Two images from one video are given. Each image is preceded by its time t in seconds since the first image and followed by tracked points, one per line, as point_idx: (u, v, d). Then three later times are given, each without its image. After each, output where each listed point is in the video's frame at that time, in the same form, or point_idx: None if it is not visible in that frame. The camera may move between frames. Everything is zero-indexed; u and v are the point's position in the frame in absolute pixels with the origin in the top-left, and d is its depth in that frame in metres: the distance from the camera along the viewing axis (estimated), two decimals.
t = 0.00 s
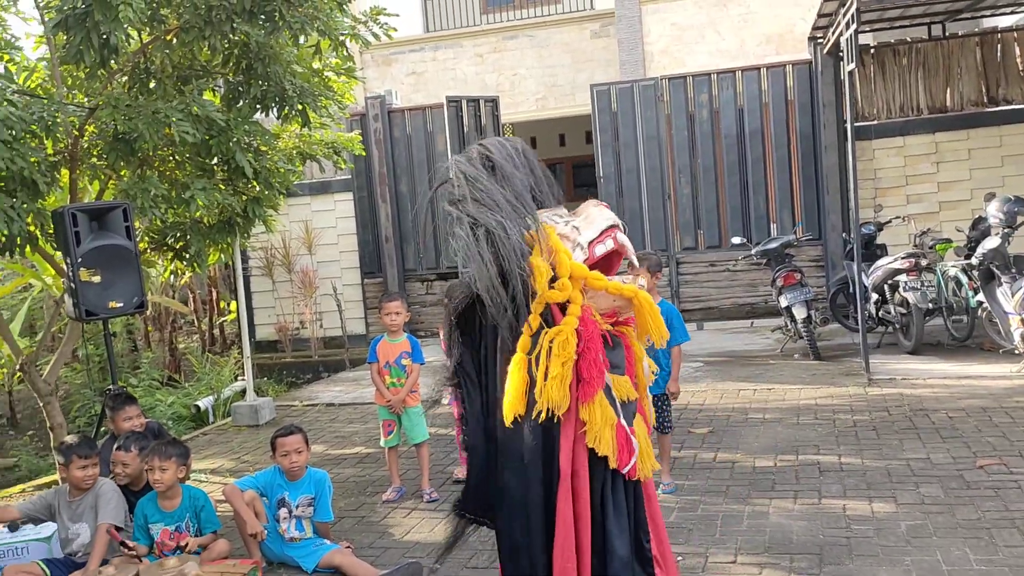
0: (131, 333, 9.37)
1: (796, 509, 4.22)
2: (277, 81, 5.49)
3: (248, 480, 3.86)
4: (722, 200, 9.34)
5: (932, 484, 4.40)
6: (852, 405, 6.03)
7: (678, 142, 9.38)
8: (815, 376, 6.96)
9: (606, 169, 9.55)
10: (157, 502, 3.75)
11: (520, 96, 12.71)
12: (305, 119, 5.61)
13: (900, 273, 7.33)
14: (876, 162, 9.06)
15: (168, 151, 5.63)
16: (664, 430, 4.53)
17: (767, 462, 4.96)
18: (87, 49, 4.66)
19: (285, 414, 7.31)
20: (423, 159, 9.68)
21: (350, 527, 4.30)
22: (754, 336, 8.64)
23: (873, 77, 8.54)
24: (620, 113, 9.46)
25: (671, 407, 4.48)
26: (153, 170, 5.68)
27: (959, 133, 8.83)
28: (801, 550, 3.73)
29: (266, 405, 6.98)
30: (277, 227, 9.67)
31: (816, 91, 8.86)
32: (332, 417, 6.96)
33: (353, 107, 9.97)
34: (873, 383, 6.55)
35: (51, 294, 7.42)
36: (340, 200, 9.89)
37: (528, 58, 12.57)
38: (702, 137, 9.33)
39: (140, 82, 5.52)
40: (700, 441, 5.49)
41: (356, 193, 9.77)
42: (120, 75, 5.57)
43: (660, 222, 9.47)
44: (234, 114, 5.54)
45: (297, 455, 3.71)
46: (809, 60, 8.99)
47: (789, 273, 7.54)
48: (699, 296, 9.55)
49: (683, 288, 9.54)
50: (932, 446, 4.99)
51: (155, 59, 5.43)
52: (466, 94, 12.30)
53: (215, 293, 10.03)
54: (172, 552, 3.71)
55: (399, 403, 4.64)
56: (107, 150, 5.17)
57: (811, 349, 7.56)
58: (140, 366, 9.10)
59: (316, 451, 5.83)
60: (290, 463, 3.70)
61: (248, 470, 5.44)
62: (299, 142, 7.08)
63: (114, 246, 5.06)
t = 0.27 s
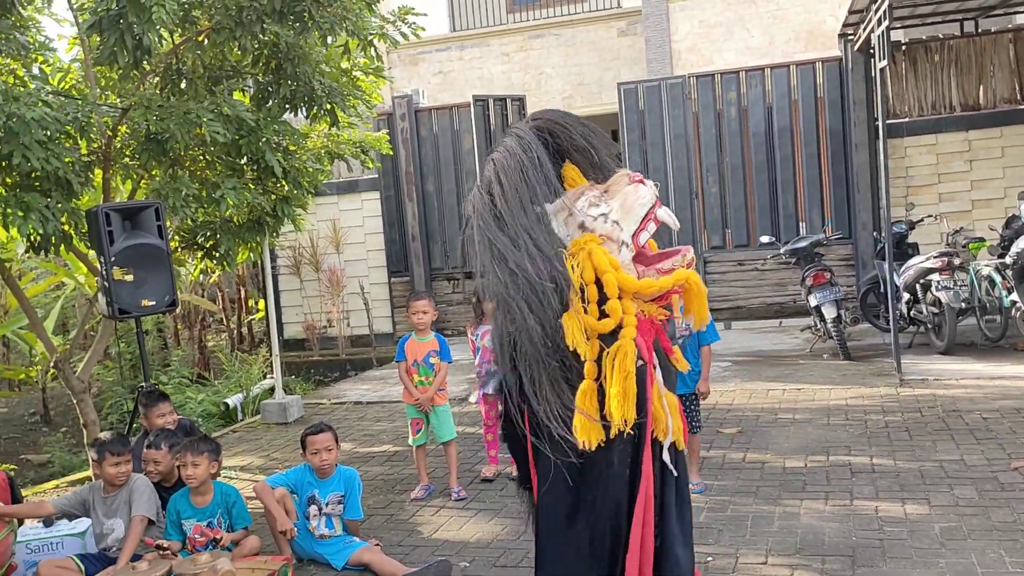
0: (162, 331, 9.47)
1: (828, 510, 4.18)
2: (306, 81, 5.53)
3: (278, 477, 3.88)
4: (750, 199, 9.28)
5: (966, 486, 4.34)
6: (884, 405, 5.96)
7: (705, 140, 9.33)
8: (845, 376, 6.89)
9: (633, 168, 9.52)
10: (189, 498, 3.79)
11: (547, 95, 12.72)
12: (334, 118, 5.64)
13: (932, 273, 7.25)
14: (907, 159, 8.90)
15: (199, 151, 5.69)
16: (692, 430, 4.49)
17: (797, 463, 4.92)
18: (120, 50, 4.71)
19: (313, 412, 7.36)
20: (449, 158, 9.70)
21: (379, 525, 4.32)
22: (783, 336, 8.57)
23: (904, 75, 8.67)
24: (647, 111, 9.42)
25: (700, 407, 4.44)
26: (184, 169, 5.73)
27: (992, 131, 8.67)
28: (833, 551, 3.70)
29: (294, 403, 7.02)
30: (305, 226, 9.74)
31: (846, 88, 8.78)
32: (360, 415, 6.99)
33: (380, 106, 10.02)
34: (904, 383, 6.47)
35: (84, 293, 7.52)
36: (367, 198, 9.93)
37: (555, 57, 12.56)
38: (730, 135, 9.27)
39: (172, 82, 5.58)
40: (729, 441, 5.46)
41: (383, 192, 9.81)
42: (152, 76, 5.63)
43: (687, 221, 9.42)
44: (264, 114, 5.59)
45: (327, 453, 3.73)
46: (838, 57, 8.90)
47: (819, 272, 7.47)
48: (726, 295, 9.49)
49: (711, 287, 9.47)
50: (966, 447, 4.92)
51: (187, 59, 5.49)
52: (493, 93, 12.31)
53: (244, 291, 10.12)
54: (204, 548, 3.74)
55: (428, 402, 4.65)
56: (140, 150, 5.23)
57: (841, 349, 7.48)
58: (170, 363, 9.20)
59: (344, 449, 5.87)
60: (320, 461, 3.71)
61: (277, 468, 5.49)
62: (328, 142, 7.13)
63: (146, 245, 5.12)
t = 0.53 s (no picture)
0: (182, 329, 9.52)
1: (849, 509, 4.14)
2: (325, 79, 5.55)
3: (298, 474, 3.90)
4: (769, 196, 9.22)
5: (989, 486, 4.29)
6: (905, 404, 5.91)
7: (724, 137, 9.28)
8: (866, 374, 6.83)
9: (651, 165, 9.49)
10: (209, 495, 3.81)
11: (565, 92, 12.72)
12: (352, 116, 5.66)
13: (954, 271, 7.14)
14: (929, 157, 8.79)
15: (218, 149, 5.71)
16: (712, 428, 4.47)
17: (817, 462, 4.89)
18: (141, 49, 4.74)
19: (332, 409, 7.38)
20: (467, 156, 9.71)
21: (398, 522, 4.33)
22: (802, 334, 8.51)
23: (926, 71, 8.59)
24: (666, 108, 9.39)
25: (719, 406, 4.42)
26: (205, 167, 5.76)
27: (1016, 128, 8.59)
28: (855, 551, 3.66)
29: (313, 400, 7.05)
30: (323, 224, 9.76)
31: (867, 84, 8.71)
32: (379, 412, 7.01)
33: (398, 104, 10.04)
34: (926, 382, 6.41)
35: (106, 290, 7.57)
36: (385, 196, 9.94)
37: (573, 54, 12.55)
38: (748, 132, 9.22)
39: (193, 81, 5.61)
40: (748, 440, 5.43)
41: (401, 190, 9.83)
42: (173, 75, 5.67)
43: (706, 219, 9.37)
44: (283, 113, 5.61)
45: (346, 451, 3.74)
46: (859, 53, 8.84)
47: (839, 269, 7.41)
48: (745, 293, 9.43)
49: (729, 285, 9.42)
50: (989, 447, 4.87)
51: (206, 58, 5.52)
52: (510, 90, 12.30)
53: (263, 289, 10.17)
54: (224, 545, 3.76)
55: (445, 399, 4.65)
56: (161, 148, 5.26)
57: (862, 347, 7.42)
58: (190, 361, 9.25)
59: (363, 446, 5.88)
60: (340, 458, 3.72)
61: (297, 465, 5.51)
62: (346, 140, 7.15)
63: (167, 243, 5.16)
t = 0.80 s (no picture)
0: (180, 324, 9.51)
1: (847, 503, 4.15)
2: (323, 73, 5.54)
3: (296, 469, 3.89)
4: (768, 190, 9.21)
5: (987, 479, 4.30)
6: (903, 398, 5.91)
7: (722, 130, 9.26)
8: (864, 368, 6.83)
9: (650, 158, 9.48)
10: (208, 490, 3.80)
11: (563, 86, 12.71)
12: (350, 110, 5.64)
13: (953, 264, 7.24)
14: (928, 150, 8.77)
15: (216, 144, 5.70)
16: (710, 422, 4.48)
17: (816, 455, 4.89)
18: (138, 44, 4.72)
19: (330, 404, 7.38)
20: (465, 150, 9.69)
21: (397, 517, 4.32)
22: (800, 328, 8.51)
23: (926, 64, 8.45)
24: (664, 102, 9.38)
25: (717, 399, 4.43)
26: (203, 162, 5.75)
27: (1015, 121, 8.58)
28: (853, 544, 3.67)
29: (312, 395, 7.05)
30: (321, 219, 9.75)
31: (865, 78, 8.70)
32: (377, 407, 7.01)
33: (396, 98, 10.03)
34: (924, 375, 6.41)
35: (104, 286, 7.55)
36: (383, 191, 9.92)
37: (572, 48, 12.55)
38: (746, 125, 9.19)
39: (189, 75, 5.59)
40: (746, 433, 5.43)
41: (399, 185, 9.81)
42: (170, 69, 5.65)
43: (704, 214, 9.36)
44: (281, 107, 5.60)
45: (344, 445, 3.73)
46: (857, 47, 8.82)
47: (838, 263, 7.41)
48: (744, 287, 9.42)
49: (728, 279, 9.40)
50: (987, 440, 4.87)
51: (203, 52, 5.50)
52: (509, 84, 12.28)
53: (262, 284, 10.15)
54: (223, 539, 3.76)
55: (443, 394, 4.65)
56: (158, 143, 5.25)
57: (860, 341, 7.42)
58: (188, 356, 9.24)
59: (361, 441, 5.88)
60: (338, 453, 3.72)
61: (295, 460, 5.50)
62: (344, 134, 7.12)
63: (165, 238, 5.14)
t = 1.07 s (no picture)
0: (156, 322, 9.43)
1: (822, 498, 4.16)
2: (299, 69, 5.49)
3: (270, 467, 3.85)
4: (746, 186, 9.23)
5: (960, 473, 4.33)
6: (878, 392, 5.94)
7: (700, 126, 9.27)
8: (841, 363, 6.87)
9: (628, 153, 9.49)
10: (180, 491, 3.77)
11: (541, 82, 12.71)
12: (326, 107, 5.61)
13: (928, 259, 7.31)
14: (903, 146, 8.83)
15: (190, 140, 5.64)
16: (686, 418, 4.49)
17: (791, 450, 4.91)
18: (108, 39, 4.66)
19: (308, 402, 7.34)
20: (444, 147, 9.66)
21: (373, 516, 4.30)
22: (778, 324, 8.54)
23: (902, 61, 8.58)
24: (642, 98, 9.39)
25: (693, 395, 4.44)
26: (176, 159, 5.68)
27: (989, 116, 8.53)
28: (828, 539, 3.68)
29: (289, 393, 7.00)
30: (299, 215, 9.70)
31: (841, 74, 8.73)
32: (355, 405, 6.97)
33: (373, 95, 9.98)
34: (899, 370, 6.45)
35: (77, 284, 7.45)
36: (361, 187, 9.89)
37: (550, 44, 12.54)
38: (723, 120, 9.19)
39: (162, 71, 5.53)
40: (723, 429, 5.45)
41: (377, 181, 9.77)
42: (142, 64, 5.59)
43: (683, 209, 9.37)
44: (256, 103, 5.55)
45: (318, 444, 3.71)
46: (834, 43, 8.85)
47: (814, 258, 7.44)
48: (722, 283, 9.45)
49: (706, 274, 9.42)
50: (960, 434, 4.91)
51: (176, 47, 5.45)
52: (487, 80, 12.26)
53: (240, 281, 10.09)
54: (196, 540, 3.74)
55: (417, 390, 4.63)
56: (130, 140, 5.18)
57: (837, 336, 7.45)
58: (165, 354, 9.16)
59: (338, 439, 5.85)
60: (312, 452, 3.69)
61: (271, 459, 5.46)
62: (321, 131, 7.09)
63: (137, 235, 5.09)
